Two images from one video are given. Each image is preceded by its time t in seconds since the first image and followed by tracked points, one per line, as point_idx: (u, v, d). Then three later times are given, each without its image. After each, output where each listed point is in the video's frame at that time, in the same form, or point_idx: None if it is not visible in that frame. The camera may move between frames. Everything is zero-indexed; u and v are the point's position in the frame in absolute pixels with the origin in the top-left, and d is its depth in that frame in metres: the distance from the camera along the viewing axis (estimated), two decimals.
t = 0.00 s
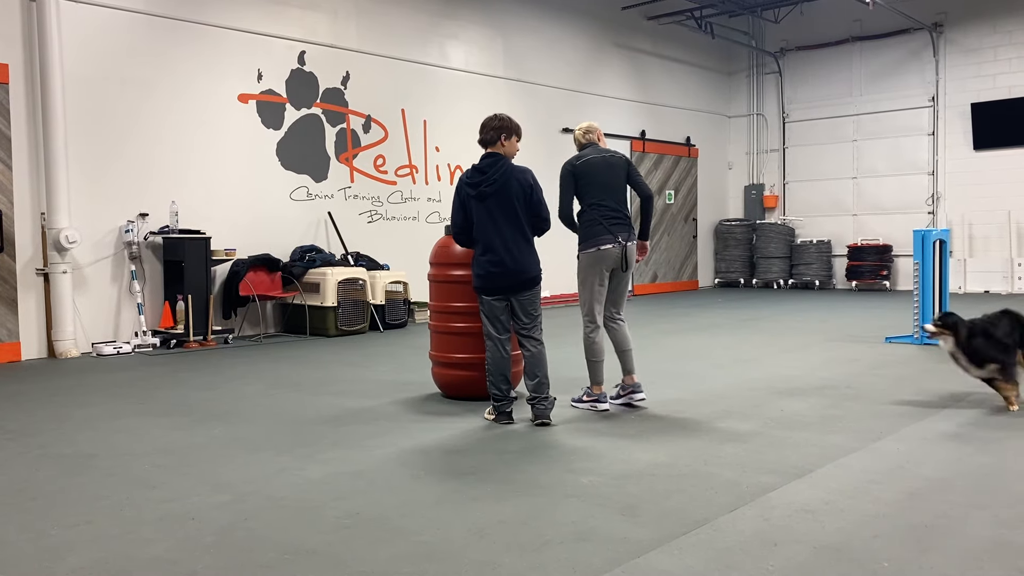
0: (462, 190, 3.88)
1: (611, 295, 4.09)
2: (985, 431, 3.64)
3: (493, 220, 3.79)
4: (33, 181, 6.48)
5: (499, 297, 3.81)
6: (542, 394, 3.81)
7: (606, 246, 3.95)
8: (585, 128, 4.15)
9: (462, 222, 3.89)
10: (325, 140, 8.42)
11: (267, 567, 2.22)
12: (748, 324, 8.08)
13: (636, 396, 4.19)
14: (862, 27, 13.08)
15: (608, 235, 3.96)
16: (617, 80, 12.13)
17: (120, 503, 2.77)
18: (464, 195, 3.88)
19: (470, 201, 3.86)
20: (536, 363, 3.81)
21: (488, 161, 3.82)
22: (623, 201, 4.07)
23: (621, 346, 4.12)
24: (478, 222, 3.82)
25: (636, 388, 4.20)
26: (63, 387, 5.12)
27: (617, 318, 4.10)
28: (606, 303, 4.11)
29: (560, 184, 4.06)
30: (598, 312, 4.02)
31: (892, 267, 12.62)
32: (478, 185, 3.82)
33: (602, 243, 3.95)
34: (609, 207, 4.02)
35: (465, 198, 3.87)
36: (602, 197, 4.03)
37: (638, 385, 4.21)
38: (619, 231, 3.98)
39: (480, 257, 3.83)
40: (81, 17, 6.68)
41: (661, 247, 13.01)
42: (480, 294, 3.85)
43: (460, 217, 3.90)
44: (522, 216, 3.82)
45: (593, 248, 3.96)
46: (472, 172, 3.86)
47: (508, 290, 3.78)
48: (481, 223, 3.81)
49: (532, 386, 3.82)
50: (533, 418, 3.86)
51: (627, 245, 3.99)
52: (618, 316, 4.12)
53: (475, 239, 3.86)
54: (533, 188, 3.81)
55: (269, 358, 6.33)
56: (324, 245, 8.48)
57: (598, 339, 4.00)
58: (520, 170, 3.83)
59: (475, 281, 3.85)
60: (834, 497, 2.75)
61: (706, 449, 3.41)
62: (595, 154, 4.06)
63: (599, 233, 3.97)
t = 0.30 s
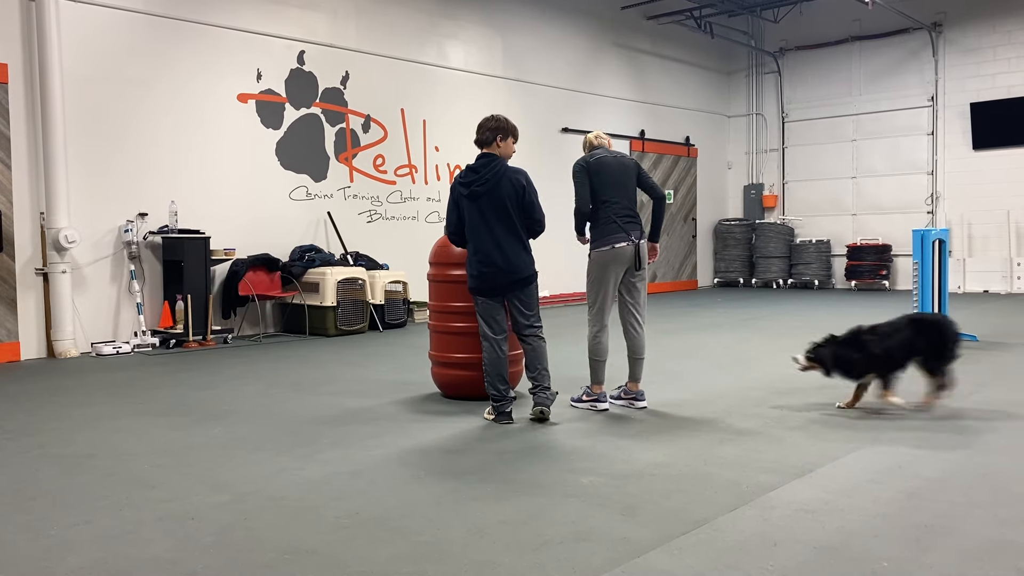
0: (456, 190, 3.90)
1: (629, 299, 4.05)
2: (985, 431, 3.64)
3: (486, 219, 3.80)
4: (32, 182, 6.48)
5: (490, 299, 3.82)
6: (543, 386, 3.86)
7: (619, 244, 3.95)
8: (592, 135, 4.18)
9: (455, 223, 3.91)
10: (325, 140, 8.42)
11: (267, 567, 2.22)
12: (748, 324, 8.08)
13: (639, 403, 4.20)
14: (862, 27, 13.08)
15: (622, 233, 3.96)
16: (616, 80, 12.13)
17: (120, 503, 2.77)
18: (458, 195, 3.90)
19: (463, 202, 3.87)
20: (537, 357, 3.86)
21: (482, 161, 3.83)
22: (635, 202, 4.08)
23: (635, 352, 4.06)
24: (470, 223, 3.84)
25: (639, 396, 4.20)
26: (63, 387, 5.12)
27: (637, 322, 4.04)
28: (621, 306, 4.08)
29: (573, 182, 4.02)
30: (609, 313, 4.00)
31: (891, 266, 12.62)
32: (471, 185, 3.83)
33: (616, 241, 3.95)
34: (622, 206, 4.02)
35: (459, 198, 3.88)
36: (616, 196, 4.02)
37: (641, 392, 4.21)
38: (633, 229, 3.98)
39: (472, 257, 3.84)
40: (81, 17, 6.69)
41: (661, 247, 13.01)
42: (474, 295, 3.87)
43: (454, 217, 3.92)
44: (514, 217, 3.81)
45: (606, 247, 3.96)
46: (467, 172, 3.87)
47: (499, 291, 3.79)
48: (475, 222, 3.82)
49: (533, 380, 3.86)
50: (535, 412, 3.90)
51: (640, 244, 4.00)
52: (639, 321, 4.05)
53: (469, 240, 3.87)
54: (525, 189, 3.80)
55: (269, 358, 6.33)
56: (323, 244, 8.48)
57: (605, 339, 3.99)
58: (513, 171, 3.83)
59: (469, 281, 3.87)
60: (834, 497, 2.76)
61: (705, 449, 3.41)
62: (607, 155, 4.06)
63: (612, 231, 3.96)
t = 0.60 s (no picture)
0: (455, 189, 3.89)
1: (632, 299, 4.06)
2: (984, 431, 3.64)
3: (486, 218, 3.80)
4: (32, 182, 6.47)
5: (489, 298, 3.82)
6: (533, 388, 3.97)
7: (626, 244, 3.95)
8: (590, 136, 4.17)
9: (453, 221, 3.89)
10: (324, 140, 8.42)
11: (267, 566, 2.22)
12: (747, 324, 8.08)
13: (638, 403, 4.19)
14: (862, 27, 13.08)
15: (629, 233, 3.97)
16: (616, 80, 12.12)
17: (120, 503, 2.77)
18: (457, 194, 3.88)
19: (462, 200, 3.86)
20: (528, 363, 3.93)
21: (481, 160, 3.84)
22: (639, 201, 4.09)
23: (637, 352, 4.06)
24: (469, 221, 3.83)
25: (638, 396, 4.20)
26: (63, 387, 5.12)
27: (640, 321, 4.04)
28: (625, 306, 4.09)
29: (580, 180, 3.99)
30: (614, 313, 3.99)
31: (891, 266, 12.62)
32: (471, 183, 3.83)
33: (622, 241, 3.95)
34: (629, 206, 4.02)
35: (458, 197, 3.87)
36: (623, 196, 4.02)
37: (640, 392, 4.21)
38: (639, 229, 3.99)
39: (470, 256, 3.83)
40: (81, 17, 6.68)
41: (661, 247, 13.01)
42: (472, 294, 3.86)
43: (452, 216, 3.90)
44: (514, 217, 3.83)
45: (613, 246, 3.96)
46: (465, 171, 3.87)
47: (499, 290, 3.79)
48: (473, 221, 3.81)
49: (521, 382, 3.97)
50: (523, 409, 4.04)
51: (647, 245, 4.01)
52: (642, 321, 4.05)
53: (466, 238, 3.86)
54: (524, 188, 3.83)
55: (268, 358, 6.32)
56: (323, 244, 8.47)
57: (609, 339, 3.99)
58: (512, 171, 3.86)
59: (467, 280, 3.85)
60: (833, 497, 2.76)
61: (705, 449, 3.41)
62: (612, 153, 4.06)
63: (619, 230, 3.96)
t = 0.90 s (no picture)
0: (457, 186, 3.85)
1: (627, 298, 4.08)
2: (984, 431, 3.64)
3: (491, 216, 3.80)
4: (31, 182, 6.47)
5: (492, 297, 3.81)
6: (523, 388, 4.01)
7: (633, 246, 3.97)
8: (587, 134, 4.13)
9: (457, 218, 3.83)
10: (325, 141, 8.42)
11: (266, 566, 2.22)
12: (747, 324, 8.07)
13: (637, 403, 4.19)
14: (862, 27, 13.08)
15: (635, 235, 3.99)
16: (616, 80, 12.12)
17: (119, 504, 2.77)
18: (460, 191, 3.84)
19: (466, 197, 3.83)
20: (520, 366, 3.99)
21: (487, 159, 3.84)
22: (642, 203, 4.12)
23: (628, 350, 4.09)
24: (475, 218, 3.81)
25: (637, 395, 4.19)
26: (62, 387, 5.11)
27: (633, 318, 4.07)
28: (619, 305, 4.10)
29: (592, 176, 3.93)
30: (614, 313, 4.00)
31: (891, 266, 12.62)
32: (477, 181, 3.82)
33: (630, 243, 3.96)
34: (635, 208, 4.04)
35: (462, 194, 3.83)
36: (631, 196, 4.02)
37: (640, 392, 4.21)
38: (642, 231, 4.04)
39: (474, 254, 3.80)
40: (81, 16, 6.69)
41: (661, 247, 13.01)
42: (474, 292, 3.82)
43: (455, 212, 3.83)
44: (517, 216, 3.87)
45: (621, 247, 3.95)
46: (468, 168, 3.86)
47: (504, 289, 3.80)
48: (478, 218, 3.80)
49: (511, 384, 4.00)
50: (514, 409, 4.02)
51: (649, 248, 4.06)
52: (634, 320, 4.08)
53: (469, 235, 3.83)
54: (527, 190, 3.90)
55: (268, 358, 6.32)
56: (323, 244, 8.47)
57: (610, 340, 3.99)
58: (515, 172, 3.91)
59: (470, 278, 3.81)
60: (833, 497, 2.75)
61: (705, 449, 3.40)
62: (616, 152, 4.05)
63: (626, 232, 3.97)
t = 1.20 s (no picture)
0: (456, 186, 3.84)
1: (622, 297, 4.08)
2: (985, 431, 3.63)
3: (492, 217, 3.80)
4: (32, 182, 6.48)
5: (493, 296, 3.82)
6: (523, 388, 4.00)
7: (627, 246, 3.98)
8: (596, 121, 4.08)
9: (457, 219, 3.83)
10: (325, 141, 8.43)
11: (266, 566, 2.22)
12: (747, 324, 8.07)
13: (638, 402, 4.18)
14: (862, 27, 13.08)
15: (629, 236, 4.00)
16: (616, 81, 12.12)
17: (120, 504, 2.77)
18: (459, 192, 3.83)
19: (466, 198, 3.82)
20: (521, 366, 3.98)
21: (485, 159, 3.85)
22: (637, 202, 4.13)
23: (625, 351, 4.09)
24: (475, 218, 3.80)
25: (638, 395, 4.18)
26: (62, 387, 5.11)
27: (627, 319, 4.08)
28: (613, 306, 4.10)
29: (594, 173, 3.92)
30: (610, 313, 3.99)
31: (891, 266, 12.62)
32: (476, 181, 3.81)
33: (624, 243, 3.97)
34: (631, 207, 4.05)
35: (461, 195, 3.82)
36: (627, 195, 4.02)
37: (640, 391, 4.20)
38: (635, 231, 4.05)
39: (475, 254, 3.80)
40: (81, 17, 6.69)
41: (661, 247, 13.00)
42: (475, 292, 3.82)
43: (455, 213, 3.83)
44: (517, 216, 3.87)
45: (616, 247, 3.95)
46: (467, 169, 3.85)
47: (505, 288, 3.81)
48: (480, 219, 3.79)
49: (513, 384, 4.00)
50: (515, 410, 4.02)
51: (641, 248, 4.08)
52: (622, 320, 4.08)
53: (470, 236, 3.83)
54: (525, 189, 3.90)
55: (268, 358, 6.32)
56: (323, 245, 8.48)
57: (608, 340, 4.00)
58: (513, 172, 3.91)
59: (470, 278, 3.80)
60: (834, 497, 2.75)
61: (705, 450, 3.40)
62: (620, 151, 4.04)
63: (621, 232, 3.97)
